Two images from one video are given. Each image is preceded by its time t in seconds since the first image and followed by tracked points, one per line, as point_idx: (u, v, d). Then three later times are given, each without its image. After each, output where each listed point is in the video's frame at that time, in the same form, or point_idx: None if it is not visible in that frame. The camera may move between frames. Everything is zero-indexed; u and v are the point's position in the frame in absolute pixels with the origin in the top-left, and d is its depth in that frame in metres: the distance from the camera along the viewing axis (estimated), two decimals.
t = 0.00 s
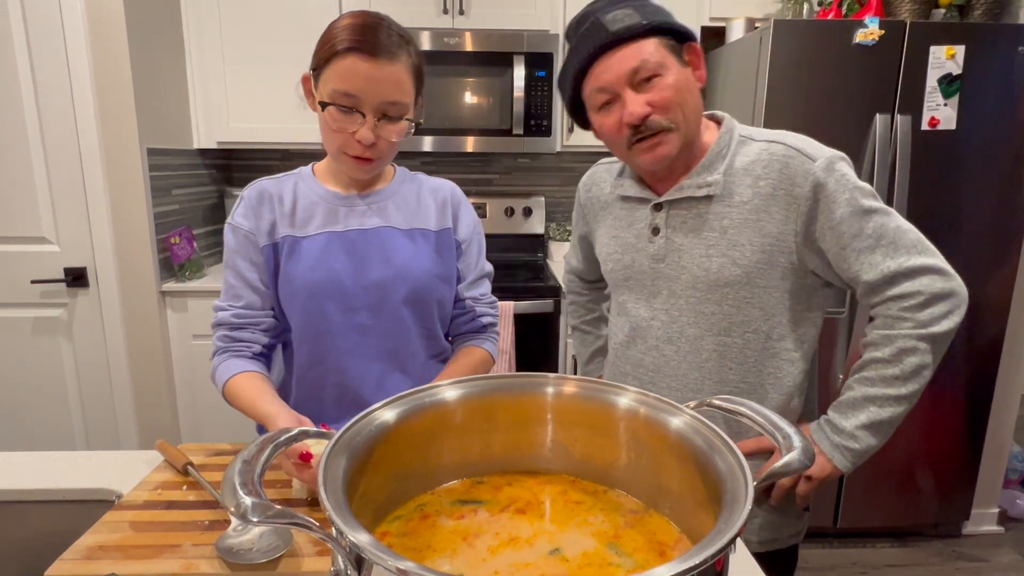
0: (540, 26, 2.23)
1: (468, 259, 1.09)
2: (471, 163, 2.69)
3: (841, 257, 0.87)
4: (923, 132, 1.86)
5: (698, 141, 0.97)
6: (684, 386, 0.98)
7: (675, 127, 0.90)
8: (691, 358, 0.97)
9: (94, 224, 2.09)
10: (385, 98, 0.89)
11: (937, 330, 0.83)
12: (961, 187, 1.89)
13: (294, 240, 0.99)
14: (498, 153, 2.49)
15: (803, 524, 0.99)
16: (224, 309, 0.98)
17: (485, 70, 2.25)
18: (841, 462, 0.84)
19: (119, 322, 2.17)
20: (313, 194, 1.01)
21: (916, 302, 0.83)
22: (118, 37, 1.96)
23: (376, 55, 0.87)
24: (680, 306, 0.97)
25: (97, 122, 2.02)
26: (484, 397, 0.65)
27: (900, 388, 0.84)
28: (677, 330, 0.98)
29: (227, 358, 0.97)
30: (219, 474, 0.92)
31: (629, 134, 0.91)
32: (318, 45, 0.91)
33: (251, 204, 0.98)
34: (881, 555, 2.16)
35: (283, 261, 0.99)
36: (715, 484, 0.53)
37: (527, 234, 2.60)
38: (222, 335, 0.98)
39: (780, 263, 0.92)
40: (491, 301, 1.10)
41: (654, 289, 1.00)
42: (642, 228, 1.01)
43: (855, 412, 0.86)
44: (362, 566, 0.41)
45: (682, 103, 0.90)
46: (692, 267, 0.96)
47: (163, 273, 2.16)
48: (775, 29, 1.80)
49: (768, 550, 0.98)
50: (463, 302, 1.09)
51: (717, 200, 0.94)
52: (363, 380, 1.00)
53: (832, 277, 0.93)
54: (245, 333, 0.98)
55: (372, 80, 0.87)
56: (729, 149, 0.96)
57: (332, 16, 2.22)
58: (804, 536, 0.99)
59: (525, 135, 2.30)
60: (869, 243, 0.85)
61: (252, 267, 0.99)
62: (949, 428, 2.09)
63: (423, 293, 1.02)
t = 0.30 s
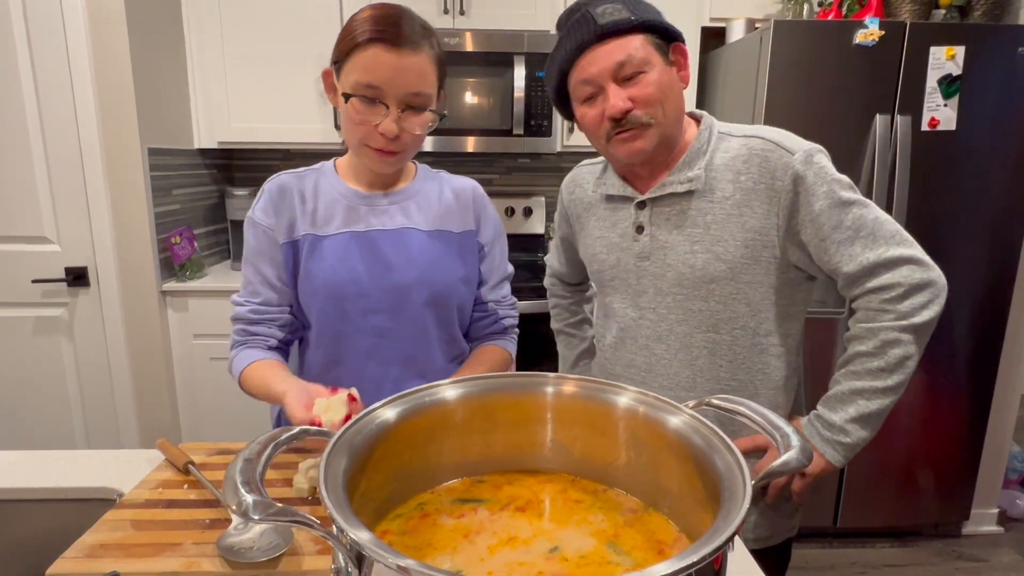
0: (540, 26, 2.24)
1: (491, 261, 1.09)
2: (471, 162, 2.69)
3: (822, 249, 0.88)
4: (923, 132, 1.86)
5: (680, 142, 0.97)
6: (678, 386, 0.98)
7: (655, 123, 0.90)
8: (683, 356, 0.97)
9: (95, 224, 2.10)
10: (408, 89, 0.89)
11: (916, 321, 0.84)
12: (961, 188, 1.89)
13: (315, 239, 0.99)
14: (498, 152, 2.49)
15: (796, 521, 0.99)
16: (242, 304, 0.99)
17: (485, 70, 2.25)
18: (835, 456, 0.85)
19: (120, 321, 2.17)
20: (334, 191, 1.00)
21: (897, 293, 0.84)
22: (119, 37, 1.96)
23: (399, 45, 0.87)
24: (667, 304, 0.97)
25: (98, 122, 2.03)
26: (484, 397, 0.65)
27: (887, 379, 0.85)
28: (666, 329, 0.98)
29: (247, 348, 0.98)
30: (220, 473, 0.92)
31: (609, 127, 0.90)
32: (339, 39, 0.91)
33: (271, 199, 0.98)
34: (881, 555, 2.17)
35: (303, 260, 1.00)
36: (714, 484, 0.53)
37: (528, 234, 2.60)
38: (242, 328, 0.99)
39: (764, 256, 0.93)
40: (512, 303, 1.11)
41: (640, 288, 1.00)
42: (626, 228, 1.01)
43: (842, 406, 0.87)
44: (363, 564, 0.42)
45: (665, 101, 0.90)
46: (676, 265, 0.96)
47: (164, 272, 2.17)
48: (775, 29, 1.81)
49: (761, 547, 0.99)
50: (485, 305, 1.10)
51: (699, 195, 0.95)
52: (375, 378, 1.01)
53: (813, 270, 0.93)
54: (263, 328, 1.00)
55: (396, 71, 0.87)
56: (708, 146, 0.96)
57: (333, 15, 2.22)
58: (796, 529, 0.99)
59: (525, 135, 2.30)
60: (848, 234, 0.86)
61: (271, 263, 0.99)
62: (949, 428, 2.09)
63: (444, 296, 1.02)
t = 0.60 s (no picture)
0: (540, 26, 2.24)
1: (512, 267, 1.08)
2: (472, 162, 2.69)
3: (828, 259, 0.89)
4: (923, 132, 1.86)
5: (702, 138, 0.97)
6: (671, 386, 0.99)
7: (684, 119, 0.91)
8: (675, 351, 0.97)
9: (95, 224, 2.10)
10: (442, 77, 0.87)
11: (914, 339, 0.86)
12: (960, 188, 1.89)
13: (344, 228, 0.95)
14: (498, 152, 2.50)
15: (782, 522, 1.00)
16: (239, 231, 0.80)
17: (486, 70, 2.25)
18: (818, 463, 0.85)
19: (120, 321, 2.17)
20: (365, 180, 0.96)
21: (897, 307, 0.86)
22: (119, 36, 1.97)
23: (430, 31, 0.85)
24: (665, 298, 0.97)
25: (99, 122, 2.03)
26: (483, 396, 0.66)
27: (879, 392, 0.87)
28: (659, 322, 0.98)
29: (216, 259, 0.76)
30: (220, 472, 0.93)
31: (635, 113, 0.91)
32: (369, 30, 0.89)
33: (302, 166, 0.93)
34: (880, 555, 2.17)
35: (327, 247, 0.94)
36: (713, 484, 0.53)
37: (528, 234, 2.60)
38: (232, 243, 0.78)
39: (767, 260, 0.93)
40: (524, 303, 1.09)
41: (639, 280, 1.00)
42: (631, 218, 1.01)
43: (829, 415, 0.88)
44: (362, 561, 0.42)
45: (698, 98, 0.90)
46: (678, 259, 0.96)
47: (165, 272, 2.17)
48: (775, 29, 1.81)
49: (756, 544, 0.99)
50: (503, 306, 1.07)
51: (710, 192, 0.94)
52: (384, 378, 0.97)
53: (814, 279, 0.94)
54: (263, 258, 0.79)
55: (429, 58, 0.85)
56: (724, 144, 0.96)
57: (333, 15, 2.22)
58: (781, 533, 0.99)
59: (525, 135, 2.30)
60: (855, 246, 0.87)
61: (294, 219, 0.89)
62: (948, 428, 2.09)
63: (471, 301, 0.99)
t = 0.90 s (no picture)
0: (541, 25, 2.23)
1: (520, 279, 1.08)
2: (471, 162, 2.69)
3: (851, 272, 0.88)
4: (923, 132, 1.86)
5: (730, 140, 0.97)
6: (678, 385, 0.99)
7: (719, 122, 0.91)
8: (685, 352, 0.98)
9: (95, 223, 2.10)
10: (485, 72, 0.85)
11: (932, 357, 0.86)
12: (961, 188, 1.89)
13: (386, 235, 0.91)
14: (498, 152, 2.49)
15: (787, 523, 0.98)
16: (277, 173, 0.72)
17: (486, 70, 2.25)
18: (823, 467, 0.85)
19: (120, 320, 2.17)
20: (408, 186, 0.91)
21: (919, 321, 0.86)
22: (119, 35, 1.96)
23: (472, 25, 0.83)
24: (677, 300, 0.99)
25: (99, 121, 2.03)
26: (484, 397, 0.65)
27: (892, 404, 0.86)
28: (671, 324, 0.99)
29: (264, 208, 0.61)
30: (219, 471, 0.93)
31: (671, 111, 0.91)
32: (407, 34, 0.89)
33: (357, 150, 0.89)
34: (880, 556, 2.17)
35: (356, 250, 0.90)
36: (714, 484, 0.53)
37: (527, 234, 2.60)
38: (297, 194, 0.69)
39: (786, 269, 0.92)
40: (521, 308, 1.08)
41: (651, 280, 1.01)
42: (649, 217, 1.02)
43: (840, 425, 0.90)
44: (361, 560, 0.41)
45: (736, 102, 0.90)
46: (693, 262, 0.96)
47: (164, 271, 2.17)
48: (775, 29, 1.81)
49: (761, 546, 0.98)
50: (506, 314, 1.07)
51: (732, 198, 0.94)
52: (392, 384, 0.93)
53: (833, 290, 0.93)
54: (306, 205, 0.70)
55: (474, 54, 0.83)
56: (749, 151, 0.95)
57: (333, 14, 2.22)
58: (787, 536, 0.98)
59: (525, 134, 2.30)
60: (879, 259, 0.86)
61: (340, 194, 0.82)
62: (948, 428, 2.09)
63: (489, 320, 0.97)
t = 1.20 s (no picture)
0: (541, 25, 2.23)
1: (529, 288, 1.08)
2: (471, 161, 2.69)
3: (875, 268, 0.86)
4: (923, 133, 1.86)
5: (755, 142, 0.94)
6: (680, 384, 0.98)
7: (738, 136, 0.88)
8: (694, 344, 0.97)
9: (95, 222, 2.09)
10: (519, 81, 0.82)
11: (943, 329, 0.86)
12: (961, 188, 1.89)
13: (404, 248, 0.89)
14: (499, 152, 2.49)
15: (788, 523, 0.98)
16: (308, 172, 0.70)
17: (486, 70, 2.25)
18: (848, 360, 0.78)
19: (120, 320, 2.17)
20: (434, 199, 0.90)
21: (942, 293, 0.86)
22: (119, 34, 1.96)
23: (507, 32, 0.81)
24: (691, 293, 0.97)
25: (99, 121, 2.02)
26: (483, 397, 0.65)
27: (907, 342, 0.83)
28: (683, 316, 0.98)
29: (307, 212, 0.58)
30: (219, 471, 0.93)
31: (689, 123, 0.89)
32: (437, 36, 0.87)
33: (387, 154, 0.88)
34: (880, 556, 2.17)
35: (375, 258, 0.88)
36: (715, 486, 0.52)
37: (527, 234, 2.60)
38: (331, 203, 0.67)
39: (806, 266, 0.89)
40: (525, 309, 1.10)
41: (665, 272, 1.00)
42: (667, 210, 1.00)
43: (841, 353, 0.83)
44: (361, 561, 0.41)
45: (757, 117, 0.87)
46: (710, 257, 0.94)
47: (164, 270, 2.17)
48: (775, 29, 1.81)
49: (759, 544, 0.98)
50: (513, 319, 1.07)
51: (754, 196, 0.92)
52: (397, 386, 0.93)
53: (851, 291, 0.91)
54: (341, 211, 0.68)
55: (510, 61, 0.81)
56: (773, 150, 0.93)
57: (333, 14, 2.22)
58: (787, 535, 0.98)
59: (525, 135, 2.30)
60: (904, 254, 0.87)
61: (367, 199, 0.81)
62: (948, 429, 2.09)
63: (498, 331, 0.97)
